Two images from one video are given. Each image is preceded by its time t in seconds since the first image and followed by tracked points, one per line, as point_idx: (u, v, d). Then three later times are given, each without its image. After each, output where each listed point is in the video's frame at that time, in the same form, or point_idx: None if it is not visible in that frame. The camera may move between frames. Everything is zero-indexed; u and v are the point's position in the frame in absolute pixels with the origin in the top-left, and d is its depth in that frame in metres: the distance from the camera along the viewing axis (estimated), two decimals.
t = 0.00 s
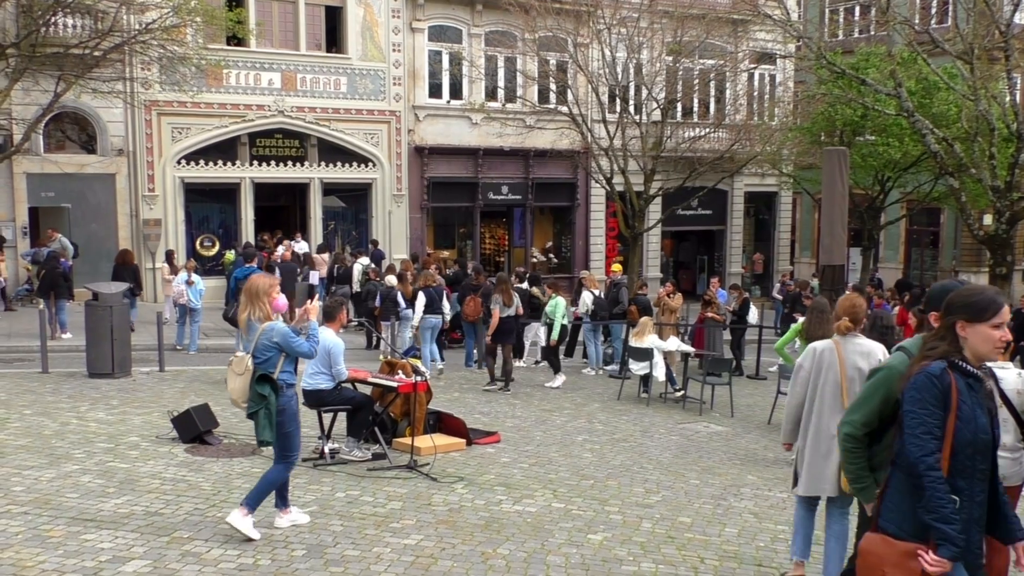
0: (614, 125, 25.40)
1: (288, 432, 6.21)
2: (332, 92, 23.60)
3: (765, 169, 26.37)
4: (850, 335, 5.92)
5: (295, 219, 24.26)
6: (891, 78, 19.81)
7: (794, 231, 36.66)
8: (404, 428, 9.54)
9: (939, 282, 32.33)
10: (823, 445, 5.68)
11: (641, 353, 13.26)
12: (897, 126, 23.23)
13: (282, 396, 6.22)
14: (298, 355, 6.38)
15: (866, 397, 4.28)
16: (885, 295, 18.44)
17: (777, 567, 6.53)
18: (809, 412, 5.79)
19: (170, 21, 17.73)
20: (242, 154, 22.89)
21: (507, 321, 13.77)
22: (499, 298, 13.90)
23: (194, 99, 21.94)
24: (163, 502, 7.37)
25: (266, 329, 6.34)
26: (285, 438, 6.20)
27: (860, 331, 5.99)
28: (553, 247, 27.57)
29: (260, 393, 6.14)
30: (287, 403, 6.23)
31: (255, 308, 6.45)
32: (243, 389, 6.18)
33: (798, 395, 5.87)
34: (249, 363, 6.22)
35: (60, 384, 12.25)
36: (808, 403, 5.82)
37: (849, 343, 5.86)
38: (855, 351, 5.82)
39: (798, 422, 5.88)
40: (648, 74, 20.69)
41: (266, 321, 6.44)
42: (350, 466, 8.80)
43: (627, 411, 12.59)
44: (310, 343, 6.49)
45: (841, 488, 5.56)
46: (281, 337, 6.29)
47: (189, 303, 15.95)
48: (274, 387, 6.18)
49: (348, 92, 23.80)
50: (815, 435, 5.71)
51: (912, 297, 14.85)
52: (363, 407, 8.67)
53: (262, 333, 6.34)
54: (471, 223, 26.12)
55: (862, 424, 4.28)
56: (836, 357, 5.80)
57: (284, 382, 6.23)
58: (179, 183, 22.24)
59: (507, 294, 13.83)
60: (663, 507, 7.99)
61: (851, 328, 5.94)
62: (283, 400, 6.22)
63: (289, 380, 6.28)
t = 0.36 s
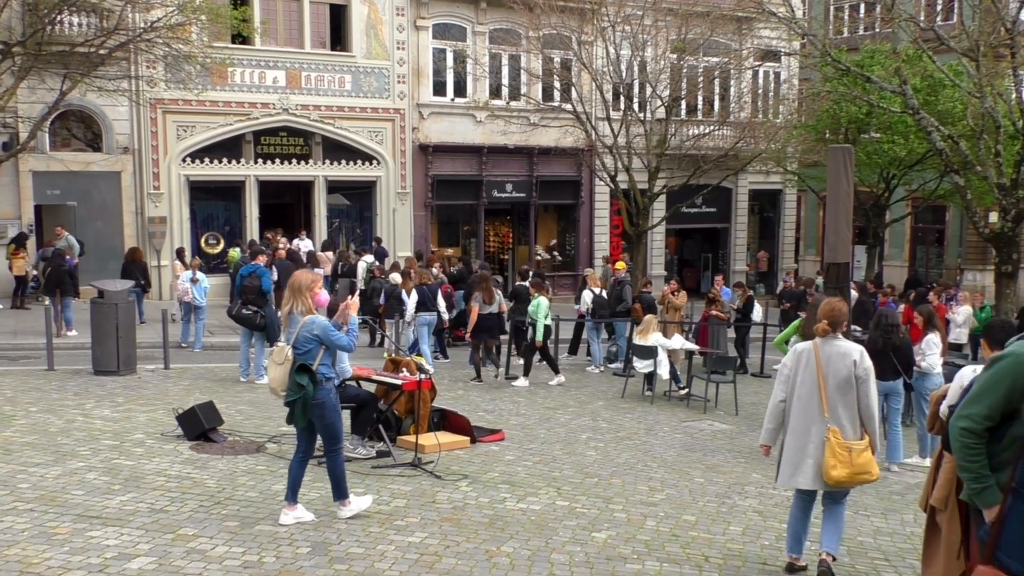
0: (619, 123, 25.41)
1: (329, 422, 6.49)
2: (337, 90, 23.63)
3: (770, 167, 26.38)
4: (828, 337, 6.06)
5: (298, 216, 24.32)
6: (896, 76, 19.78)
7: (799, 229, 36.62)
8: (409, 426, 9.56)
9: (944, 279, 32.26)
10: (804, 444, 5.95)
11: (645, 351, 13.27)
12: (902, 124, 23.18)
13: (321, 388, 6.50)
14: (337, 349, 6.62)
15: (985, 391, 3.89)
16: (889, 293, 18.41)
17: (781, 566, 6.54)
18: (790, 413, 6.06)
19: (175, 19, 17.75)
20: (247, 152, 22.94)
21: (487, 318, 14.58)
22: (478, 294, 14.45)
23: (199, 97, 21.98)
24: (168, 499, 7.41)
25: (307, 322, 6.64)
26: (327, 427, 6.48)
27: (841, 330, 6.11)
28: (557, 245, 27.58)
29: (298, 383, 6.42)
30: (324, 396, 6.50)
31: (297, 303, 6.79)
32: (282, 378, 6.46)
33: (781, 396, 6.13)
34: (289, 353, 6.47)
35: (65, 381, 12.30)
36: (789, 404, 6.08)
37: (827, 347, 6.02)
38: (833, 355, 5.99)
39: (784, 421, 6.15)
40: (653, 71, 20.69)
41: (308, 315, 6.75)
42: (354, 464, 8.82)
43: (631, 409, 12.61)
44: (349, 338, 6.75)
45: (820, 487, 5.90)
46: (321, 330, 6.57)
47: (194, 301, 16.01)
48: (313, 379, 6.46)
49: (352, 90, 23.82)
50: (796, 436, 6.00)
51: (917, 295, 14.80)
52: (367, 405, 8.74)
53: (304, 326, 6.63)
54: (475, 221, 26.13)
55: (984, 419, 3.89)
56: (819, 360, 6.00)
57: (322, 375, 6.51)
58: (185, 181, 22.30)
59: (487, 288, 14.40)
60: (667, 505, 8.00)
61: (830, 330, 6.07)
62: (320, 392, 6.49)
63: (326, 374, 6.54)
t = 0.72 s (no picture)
0: (622, 121, 25.40)
1: (375, 418, 6.72)
2: (341, 89, 23.64)
3: (774, 164, 26.34)
4: (838, 337, 6.36)
5: (303, 214, 24.35)
6: (902, 73, 19.74)
7: (804, 227, 36.57)
8: (413, 424, 9.55)
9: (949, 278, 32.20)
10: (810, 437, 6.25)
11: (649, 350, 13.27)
12: (907, 121, 23.12)
13: (368, 386, 6.71)
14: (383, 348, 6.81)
15: None
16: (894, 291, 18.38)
17: (785, 564, 6.55)
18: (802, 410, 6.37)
19: (180, 18, 17.77)
20: (252, 151, 22.97)
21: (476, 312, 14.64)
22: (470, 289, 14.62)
23: (203, 95, 22.01)
24: (173, 496, 7.43)
25: (352, 324, 6.79)
26: (371, 424, 6.71)
27: (852, 331, 6.39)
28: (561, 243, 27.58)
29: (346, 383, 6.66)
30: (372, 394, 6.70)
31: (344, 306, 6.89)
32: (333, 378, 6.74)
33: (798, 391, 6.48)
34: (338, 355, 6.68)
35: (71, 379, 12.35)
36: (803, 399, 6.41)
37: (836, 345, 6.30)
38: (840, 352, 6.25)
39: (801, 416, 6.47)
40: (657, 69, 20.70)
41: (354, 317, 6.89)
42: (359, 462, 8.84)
43: (635, 407, 12.63)
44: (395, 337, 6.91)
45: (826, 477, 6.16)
46: (365, 332, 6.73)
47: (198, 299, 16.05)
48: (359, 378, 6.68)
49: (356, 89, 23.84)
50: (806, 430, 6.30)
51: (922, 294, 14.74)
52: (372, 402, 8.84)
53: (348, 328, 6.79)
54: (479, 220, 26.14)
55: None
56: (826, 357, 6.28)
57: (370, 373, 6.72)
58: (190, 180, 22.35)
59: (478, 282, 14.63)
60: (671, 504, 8.01)
61: (840, 330, 6.36)
62: (369, 390, 6.69)
63: (373, 372, 6.74)
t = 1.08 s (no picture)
0: (627, 119, 25.39)
1: (403, 416, 6.84)
2: (345, 87, 23.66)
3: (779, 163, 26.33)
4: (867, 333, 6.66)
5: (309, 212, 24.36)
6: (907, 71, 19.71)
7: (809, 225, 36.55)
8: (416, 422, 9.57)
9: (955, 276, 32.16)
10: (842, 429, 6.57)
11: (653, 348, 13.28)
12: (913, 119, 23.09)
13: (400, 382, 6.91)
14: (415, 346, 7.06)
15: None
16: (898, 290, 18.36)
17: (790, 563, 6.56)
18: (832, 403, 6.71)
19: (185, 17, 17.80)
20: (256, 149, 23.00)
21: (473, 306, 14.72)
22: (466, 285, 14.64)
23: (208, 94, 22.04)
24: (177, 494, 7.46)
25: (387, 323, 7.14)
26: (399, 420, 6.82)
27: (880, 328, 6.68)
28: (565, 242, 27.59)
29: (377, 379, 6.94)
30: (402, 391, 6.87)
31: (380, 305, 7.41)
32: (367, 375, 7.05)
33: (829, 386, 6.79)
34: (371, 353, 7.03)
35: (77, 377, 12.40)
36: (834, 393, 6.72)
37: (864, 340, 6.63)
38: (867, 348, 6.56)
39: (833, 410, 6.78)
40: (661, 67, 20.69)
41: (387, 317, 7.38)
42: (363, 459, 8.87)
43: (639, 405, 12.64)
44: (428, 335, 7.16)
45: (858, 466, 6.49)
46: (399, 330, 7.04)
47: (203, 297, 16.08)
48: (391, 375, 6.94)
49: (360, 87, 23.86)
50: (838, 423, 6.61)
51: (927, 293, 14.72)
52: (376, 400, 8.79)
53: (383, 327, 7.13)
54: (483, 218, 26.16)
55: None
56: (855, 352, 6.61)
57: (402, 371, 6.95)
58: (195, 178, 22.41)
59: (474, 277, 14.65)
60: (675, 502, 8.02)
61: (869, 326, 6.67)
62: (399, 387, 6.88)
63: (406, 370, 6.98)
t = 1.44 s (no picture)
0: (630, 117, 25.36)
1: (443, 413, 7.03)
2: (349, 86, 23.68)
3: (783, 161, 26.26)
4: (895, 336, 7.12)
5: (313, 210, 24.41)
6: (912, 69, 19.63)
7: (813, 223, 36.48)
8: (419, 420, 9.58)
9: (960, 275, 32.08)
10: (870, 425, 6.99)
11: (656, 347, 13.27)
12: (918, 117, 23.02)
13: (433, 380, 7.04)
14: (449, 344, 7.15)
15: None
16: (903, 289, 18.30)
17: (795, 562, 6.57)
18: (862, 402, 7.13)
19: (188, 16, 17.82)
20: (260, 148, 23.01)
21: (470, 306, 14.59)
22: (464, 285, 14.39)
23: (212, 93, 22.07)
24: (182, 492, 7.48)
25: (420, 320, 7.23)
26: (444, 416, 7.04)
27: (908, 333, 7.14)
28: (569, 240, 27.59)
29: (410, 376, 7.01)
30: (436, 389, 7.03)
31: (416, 302, 7.40)
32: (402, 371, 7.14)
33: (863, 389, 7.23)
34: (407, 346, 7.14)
35: (81, 375, 12.44)
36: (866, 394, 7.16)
37: (892, 343, 7.04)
38: (895, 349, 6.99)
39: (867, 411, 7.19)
40: (665, 66, 20.65)
41: (422, 313, 7.36)
42: (366, 457, 8.88)
43: (643, 404, 12.65)
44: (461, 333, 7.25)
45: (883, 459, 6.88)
46: (431, 327, 7.14)
47: (208, 296, 16.11)
48: (423, 372, 7.03)
49: (364, 86, 23.89)
50: (867, 421, 7.04)
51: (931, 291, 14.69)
52: (379, 398, 8.75)
53: (417, 324, 7.23)
54: (487, 217, 26.17)
55: None
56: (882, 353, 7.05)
57: (435, 369, 7.05)
58: (199, 177, 22.45)
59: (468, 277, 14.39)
60: (678, 501, 8.03)
61: (897, 330, 7.13)
62: (433, 385, 7.03)
63: (439, 368, 7.08)
